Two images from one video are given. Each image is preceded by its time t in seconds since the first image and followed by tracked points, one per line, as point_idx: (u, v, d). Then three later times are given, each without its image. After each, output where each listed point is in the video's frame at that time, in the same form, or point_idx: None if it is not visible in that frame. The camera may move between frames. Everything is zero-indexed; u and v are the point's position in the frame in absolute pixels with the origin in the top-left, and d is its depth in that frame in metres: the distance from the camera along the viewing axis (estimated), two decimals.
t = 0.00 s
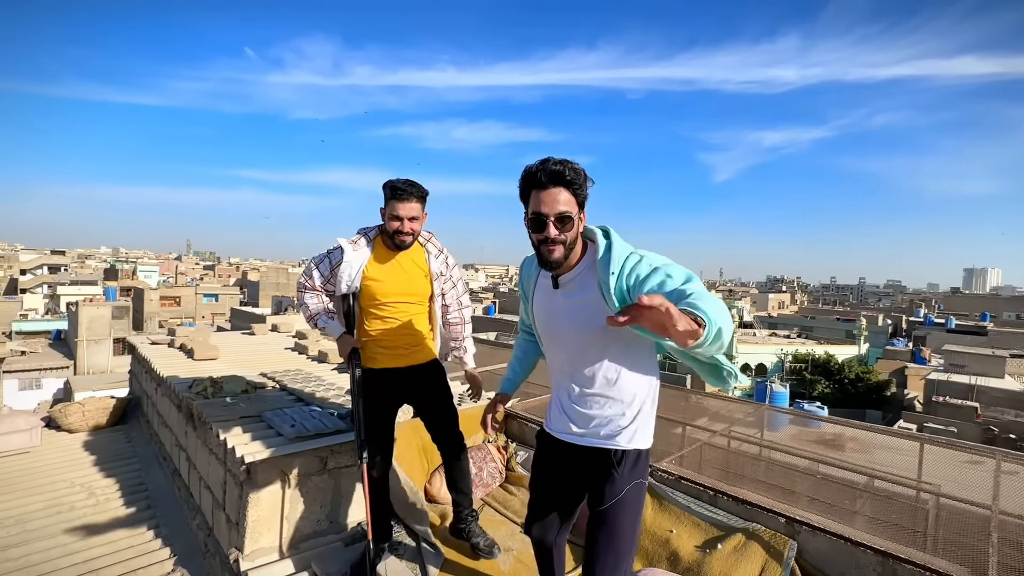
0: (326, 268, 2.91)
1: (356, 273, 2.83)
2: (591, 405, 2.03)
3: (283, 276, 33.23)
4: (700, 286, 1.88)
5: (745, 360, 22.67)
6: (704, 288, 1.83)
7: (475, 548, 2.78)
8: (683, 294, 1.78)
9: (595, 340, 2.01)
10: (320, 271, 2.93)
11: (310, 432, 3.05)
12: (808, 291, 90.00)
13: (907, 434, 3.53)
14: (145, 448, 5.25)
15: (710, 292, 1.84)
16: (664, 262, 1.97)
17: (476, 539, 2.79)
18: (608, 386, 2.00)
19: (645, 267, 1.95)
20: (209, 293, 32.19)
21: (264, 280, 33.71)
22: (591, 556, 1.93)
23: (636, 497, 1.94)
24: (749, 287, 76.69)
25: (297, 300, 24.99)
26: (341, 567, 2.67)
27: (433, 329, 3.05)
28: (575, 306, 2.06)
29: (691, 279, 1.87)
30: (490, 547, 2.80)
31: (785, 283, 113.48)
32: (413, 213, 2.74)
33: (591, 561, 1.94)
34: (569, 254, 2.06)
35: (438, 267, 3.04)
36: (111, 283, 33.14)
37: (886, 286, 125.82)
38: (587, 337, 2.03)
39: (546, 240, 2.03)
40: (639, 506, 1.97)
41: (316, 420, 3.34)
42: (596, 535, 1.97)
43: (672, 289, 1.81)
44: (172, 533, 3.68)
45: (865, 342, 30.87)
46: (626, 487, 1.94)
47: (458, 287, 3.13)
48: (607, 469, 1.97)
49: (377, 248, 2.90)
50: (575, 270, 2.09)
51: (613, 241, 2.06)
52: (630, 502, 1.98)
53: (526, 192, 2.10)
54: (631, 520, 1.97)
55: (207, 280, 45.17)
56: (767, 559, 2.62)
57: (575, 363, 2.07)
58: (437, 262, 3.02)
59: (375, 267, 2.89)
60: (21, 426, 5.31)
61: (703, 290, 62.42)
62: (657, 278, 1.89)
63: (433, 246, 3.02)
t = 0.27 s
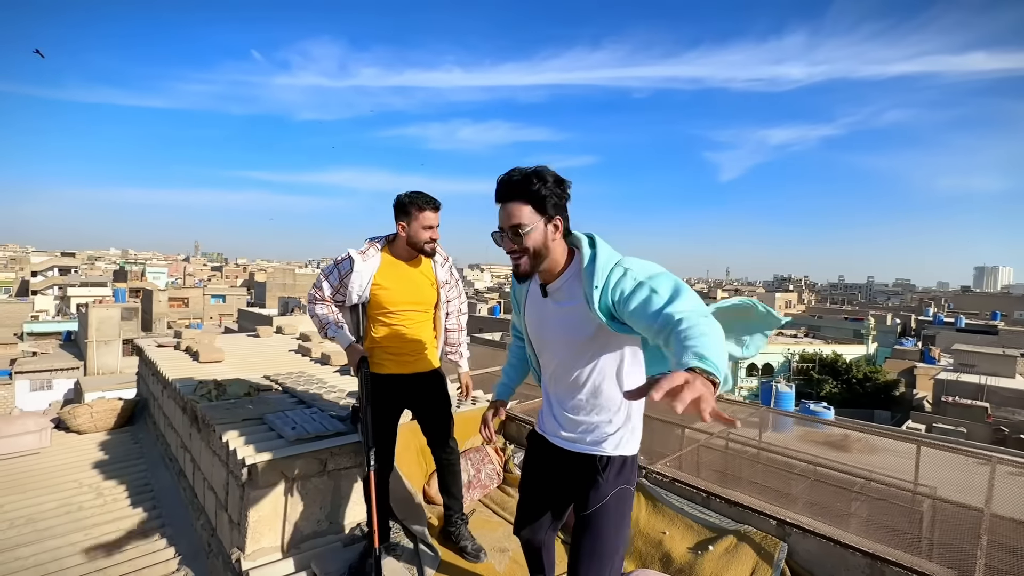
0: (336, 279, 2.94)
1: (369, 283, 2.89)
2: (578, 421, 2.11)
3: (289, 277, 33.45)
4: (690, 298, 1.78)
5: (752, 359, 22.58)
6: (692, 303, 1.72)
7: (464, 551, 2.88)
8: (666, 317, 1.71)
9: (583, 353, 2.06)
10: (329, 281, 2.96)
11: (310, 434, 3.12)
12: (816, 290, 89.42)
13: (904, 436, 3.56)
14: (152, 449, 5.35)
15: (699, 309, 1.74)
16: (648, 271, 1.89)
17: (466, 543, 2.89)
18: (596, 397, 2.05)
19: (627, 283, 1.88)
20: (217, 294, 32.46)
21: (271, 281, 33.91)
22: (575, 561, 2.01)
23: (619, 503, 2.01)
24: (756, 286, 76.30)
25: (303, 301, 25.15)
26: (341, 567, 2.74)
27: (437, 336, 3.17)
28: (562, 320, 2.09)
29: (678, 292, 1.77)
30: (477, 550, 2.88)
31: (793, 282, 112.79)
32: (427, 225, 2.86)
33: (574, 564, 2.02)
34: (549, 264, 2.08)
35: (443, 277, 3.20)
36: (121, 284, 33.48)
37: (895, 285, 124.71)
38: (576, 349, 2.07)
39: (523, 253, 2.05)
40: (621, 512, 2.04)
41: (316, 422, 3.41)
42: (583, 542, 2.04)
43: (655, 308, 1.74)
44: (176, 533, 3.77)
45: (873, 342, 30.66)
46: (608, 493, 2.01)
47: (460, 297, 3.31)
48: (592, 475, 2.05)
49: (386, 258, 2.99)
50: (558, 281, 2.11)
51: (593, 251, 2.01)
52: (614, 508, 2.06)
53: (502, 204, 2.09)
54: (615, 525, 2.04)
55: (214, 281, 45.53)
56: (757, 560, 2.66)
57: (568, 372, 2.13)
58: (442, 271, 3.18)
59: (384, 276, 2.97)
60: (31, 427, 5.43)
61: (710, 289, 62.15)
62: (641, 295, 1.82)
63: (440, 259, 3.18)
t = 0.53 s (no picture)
0: (350, 286, 3.02)
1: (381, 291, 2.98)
2: (551, 420, 2.14)
3: (295, 276, 33.64)
4: (641, 353, 1.69)
5: (757, 358, 22.50)
6: (640, 368, 1.63)
7: (457, 552, 2.92)
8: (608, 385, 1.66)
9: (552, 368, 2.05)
10: (343, 288, 3.04)
11: (307, 437, 3.19)
12: (823, 289, 88.90)
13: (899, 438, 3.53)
14: (157, 449, 5.43)
15: (649, 371, 1.65)
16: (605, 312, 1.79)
17: (458, 545, 2.93)
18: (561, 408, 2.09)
19: (581, 320, 1.80)
20: (223, 293, 32.70)
21: (276, 280, 34.10)
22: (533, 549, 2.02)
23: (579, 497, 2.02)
24: (763, 285, 75.97)
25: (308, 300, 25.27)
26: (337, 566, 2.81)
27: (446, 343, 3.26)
28: (531, 333, 2.07)
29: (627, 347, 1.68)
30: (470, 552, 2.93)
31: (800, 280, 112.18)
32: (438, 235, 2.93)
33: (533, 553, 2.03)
34: (515, 276, 2.06)
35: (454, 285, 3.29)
36: (129, 283, 33.79)
37: (904, 283, 123.82)
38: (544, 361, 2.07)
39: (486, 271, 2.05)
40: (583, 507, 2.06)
41: (314, 424, 3.48)
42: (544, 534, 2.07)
43: (602, 369, 1.68)
44: (178, 533, 3.84)
45: (881, 340, 30.50)
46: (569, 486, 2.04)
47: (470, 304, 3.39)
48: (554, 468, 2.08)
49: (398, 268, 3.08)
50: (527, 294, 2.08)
51: (555, 272, 1.93)
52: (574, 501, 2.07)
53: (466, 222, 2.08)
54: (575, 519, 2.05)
55: (221, 280, 45.86)
56: (745, 562, 2.70)
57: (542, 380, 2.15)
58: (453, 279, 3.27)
59: (395, 285, 3.06)
60: (39, 428, 5.53)
61: (716, 288, 61.96)
62: (592, 341, 1.77)
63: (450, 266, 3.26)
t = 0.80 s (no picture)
0: (359, 288, 3.20)
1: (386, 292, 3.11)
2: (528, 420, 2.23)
3: (299, 274, 33.80)
4: (587, 381, 1.94)
5: (761, 356, 22.44)
6: (578, 392, 1.93)
7: (454, 551, 2.99)
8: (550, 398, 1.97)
9: (518, 369, 2.24)
10: (354, 290, 3.22)
11: (305, 436, 3.27)
12: (830, 287, 88.41)
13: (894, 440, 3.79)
14: (160, 446, 5.52)
15: (586, 396, 1.93)
16: (566, 339, 1.97)
17: (454, 543, 3.01)
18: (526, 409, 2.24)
19: (544, 342, 1.98)
20: (228, 290, 32.89)
21: (281, 277, 34.24)
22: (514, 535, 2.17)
23: (550, 483, 2.16)
24: (768, 283, 75.73)
25: (312, 298, 25.38)
26: (333, 563, 2.88)
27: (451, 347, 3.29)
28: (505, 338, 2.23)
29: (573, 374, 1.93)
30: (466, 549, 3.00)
31: (806, 278, 111.68)
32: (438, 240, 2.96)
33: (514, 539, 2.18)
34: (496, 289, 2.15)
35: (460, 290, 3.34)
36: (135, 280, 34.01)
37: (911, 281, 123.12)
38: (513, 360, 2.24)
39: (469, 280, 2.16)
40: (555, 491, 2.19)
41: (312, 424, 3.54)
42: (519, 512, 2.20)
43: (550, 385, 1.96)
44: (180, 530, 3.93)
45: (886, 339, 30.38)
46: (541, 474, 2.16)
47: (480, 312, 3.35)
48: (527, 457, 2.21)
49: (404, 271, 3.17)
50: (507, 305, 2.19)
51: (531, 292, 2.06)
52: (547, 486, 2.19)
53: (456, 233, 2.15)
54: (548, 503, 2.19)
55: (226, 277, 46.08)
56: (733, 563, 2.75)
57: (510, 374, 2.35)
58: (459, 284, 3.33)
59: (401, 287, 3.16)
60: (44, 426, 5.62)
61: (720, 285, 61.75)
62: (548, 361, 1.98)
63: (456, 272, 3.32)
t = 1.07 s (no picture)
0: (367, 295, 3.34)
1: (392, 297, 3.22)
2: (531, 410, 2.50)
3: (303, 270, 33.88)
4: (585, 371, 2.36)
5: (764, 355, 22.40)
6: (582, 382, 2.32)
7: (450, 548, 3.03)
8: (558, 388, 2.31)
9: (518, 369, 2.48)
10: (362, 296, 3.36)
11: (305, 433, 3.32)
12: (835, 285, 87.95)
13: (890, 441, 3.89)
14: (164, 442, 5.60)
15: (588, 385, 2.34)
16: (573, 340, 2.31)
17: (451, 540, 3.05)
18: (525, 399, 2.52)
19: (556, 345, 2.28)
20: (233, 287, 33.01)
21: (285, 274, 34.33)
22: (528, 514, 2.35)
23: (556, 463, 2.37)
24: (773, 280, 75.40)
25: (316, 294, 25.46)
26: (332, 558, 2.93)
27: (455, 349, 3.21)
28: (508, 344, 2.45)
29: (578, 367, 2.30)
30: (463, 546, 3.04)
31: (811, 276, 111.14)
32: (435, 244, 3.01)
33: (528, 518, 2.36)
34: (506, 302, 2.39)
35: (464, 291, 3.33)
36: (140, 276, 34.20)
37: (916, 278, 122.44)
38: (513, 361, 2.48)
39: (486, 295, 2.35)
40: (560, 470, 2.41)
41: (312, 421, 3.60)
42: (530, 496, 2.39)
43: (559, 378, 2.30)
44: (183, 525, 3.99)
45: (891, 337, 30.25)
46: (547, 455, 2.36)
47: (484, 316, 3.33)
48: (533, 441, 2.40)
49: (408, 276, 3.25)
50: (509, 316, 2.41)
51: (538, 302, 2.33)
52: (554, 465, 2.40)
53: (475, 253, 2.32)
54: (555, 481, 2.39)
55: (230, 274, 46.29)
56: (725, 562, 2.79)
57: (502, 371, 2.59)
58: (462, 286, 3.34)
59: (405, 291, 3.23)
60: (50, 421, 5.71)
61: (725, 283, 61.56)
62: (559, 361, 2.29)
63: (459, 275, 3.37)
